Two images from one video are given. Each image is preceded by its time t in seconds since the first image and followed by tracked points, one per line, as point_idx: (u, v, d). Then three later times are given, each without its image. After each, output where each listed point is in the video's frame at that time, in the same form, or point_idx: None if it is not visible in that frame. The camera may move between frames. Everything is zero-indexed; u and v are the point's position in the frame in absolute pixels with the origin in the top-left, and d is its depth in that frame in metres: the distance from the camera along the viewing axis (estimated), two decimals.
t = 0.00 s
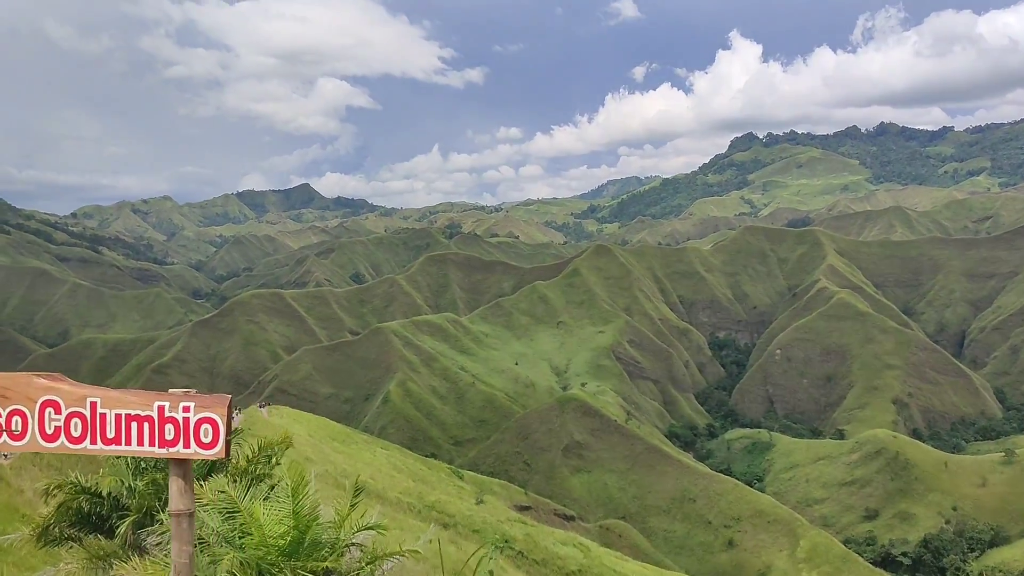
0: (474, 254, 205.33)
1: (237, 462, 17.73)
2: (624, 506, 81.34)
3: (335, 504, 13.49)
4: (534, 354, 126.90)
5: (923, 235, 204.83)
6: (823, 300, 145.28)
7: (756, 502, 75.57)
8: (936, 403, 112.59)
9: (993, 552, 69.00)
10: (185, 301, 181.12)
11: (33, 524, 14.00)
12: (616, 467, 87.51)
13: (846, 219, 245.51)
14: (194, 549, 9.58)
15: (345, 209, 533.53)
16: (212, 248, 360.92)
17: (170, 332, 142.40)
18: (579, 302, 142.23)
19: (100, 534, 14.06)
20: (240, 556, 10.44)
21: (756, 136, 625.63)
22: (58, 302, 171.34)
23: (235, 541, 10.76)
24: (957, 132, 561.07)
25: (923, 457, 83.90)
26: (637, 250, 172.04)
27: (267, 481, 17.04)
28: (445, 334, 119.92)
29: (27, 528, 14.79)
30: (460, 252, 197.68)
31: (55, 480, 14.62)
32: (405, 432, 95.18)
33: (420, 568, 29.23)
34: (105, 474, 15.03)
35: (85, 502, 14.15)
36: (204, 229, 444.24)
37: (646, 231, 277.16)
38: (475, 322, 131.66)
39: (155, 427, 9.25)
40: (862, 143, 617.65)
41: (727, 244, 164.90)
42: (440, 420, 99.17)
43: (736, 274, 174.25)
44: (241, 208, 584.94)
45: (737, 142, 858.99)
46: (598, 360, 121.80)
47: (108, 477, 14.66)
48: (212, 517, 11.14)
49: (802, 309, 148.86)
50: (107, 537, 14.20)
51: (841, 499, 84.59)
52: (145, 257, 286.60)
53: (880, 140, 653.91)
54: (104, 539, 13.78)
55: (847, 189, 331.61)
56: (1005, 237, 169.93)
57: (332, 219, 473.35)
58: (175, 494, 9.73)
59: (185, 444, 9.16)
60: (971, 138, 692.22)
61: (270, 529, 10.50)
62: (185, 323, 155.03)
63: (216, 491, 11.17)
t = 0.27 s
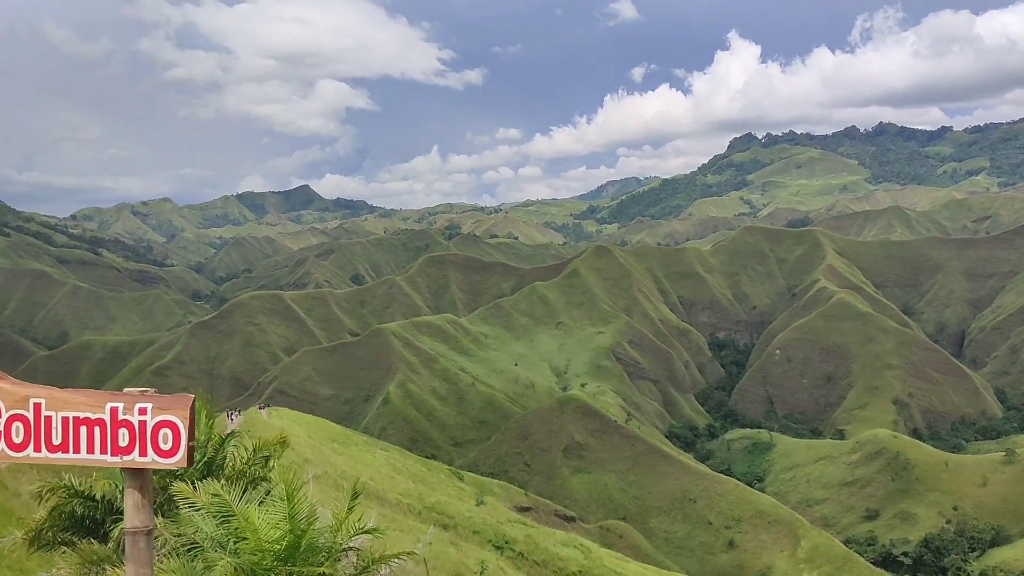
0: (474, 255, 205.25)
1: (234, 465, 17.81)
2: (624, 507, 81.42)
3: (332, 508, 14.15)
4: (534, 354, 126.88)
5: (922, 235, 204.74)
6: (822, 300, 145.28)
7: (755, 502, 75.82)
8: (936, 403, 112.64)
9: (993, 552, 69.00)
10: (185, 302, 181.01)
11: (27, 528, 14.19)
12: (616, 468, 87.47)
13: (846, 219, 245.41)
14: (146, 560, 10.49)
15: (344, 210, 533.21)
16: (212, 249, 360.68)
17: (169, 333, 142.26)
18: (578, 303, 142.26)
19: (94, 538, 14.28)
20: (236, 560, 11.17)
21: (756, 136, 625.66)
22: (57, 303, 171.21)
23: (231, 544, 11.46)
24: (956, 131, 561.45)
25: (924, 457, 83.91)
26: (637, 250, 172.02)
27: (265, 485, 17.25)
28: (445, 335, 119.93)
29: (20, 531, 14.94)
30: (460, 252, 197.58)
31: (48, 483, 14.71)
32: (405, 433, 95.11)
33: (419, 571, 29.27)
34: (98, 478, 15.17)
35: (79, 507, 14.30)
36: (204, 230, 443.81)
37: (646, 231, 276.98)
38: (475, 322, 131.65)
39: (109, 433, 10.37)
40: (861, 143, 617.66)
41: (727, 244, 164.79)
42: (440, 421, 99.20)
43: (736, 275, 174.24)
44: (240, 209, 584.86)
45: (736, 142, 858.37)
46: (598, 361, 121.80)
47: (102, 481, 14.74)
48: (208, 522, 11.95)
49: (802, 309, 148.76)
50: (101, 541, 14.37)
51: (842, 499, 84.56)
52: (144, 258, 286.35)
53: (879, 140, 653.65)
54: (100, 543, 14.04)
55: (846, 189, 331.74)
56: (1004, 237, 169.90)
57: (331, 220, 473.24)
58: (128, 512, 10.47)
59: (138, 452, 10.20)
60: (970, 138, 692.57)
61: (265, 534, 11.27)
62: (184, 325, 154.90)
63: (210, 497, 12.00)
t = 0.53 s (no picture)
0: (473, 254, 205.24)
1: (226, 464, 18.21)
2: (623, 505, 81.47)
3: (325, 512, 14.61)
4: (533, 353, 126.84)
5: (921, 233, 204.87)
6: (821, 298, 145.31)
7: (755, 500, 76.00)
8: (935, 401, 112.76)
9: (992, 549, 69.11)
10: (184, 302, 180.96)
11: (20, 529, 14.42)
12: (615, 467, 87.45)
13: (844, 217, 245.63)
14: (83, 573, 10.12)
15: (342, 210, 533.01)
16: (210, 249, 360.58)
17: (168, 333, 142.24)
18: (577, 301, 142.19)
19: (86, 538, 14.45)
20: (229, 563, 11.50)
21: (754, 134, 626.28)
22: (56, 303, 171.10)
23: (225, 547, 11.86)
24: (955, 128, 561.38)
25: (924, 455, 84.01)
26: (636, 249, 172.00)
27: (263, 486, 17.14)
28: (445, 334, 119.85)
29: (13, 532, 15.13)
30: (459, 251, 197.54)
31: (41, 485, 14.92)
32: (405, 432, 95.06)
33: (419, 569, 29.25)
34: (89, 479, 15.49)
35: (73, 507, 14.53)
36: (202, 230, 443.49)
37: (645, 230, 277.06)
38: (474, 321, 131.60)
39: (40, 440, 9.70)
40: (859, 141, 618.65)
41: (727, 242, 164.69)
42: (440, 420, 99.17)
43: (735, 273, 174.32)
44: (238, 208, 585.34)
45: (734, 141, 859.01)
46: (597, 359, 121.87)
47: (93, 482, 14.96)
48: (199, 524, 12.38)
49: (801, 308, 148.68)
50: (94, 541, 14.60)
51: (841, 498, 84.67)
52: (143, 258, 286.01)
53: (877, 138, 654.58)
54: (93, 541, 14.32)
55: (845, 187, 331.71)
56: (1003, 234, 170.13)
57: (330, 220, 473.36)
58: (62, 527, 10.04)
59: (74, 458, 9.66)
60: (968, 136, 693.28)
61: (259, 535, 11.66)
62: (184, 324, 154.86)
63: (203, 499, 12.51)
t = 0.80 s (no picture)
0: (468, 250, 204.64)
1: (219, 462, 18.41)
2: (618, 502, 81.42)
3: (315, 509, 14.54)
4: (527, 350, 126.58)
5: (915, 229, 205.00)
6: (816, 295, 145.44)
7: (749, 496, 76.21)
8: (929, 397, 112.95)
9: (986, 545, 69.22)
10: (177, 299, 180.25)
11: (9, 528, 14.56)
12: (610, 463, 87.39)
13: (839, 214, 245.85)
14: None
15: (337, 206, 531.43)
16: (204, 246, 359.54)
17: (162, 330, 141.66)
18: (572, 298, 142.05)
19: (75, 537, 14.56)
20: (214, 563, 11.36)
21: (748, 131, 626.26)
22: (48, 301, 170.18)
23: (211, 547, 11.74)
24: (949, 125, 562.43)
25: (918, 451, 84.23)
26: (630, 246, 171.88)
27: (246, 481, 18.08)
28: (439, 330, 119.50)
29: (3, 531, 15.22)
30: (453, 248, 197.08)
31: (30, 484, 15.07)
32: (399, 429, 94.82)
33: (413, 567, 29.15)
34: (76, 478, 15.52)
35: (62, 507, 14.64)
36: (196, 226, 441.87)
37: (640, 226, 276.95)
38: (469, 318, 131.24)
39: None
40: (853, 137, 619.03)
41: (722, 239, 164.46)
42: (434, 417, 98.95)
43: (729, 270, 174.32)
44: (232, 205, 583.16)
45: (729, 137, 858.93)
46: (592, 355, 121.74)
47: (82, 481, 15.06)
48: (185, 523, 12.25)
49: (795, 304, 148.91)
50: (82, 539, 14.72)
51: (835, 494, 84.89)
52: (136, 255, 284.85)
53: (871, 134, 655.24)
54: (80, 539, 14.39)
55: (839, 184, 332.12)
56: (997, 231, 170.22)
57: (325, 216, 472.05)
58: None
59: None
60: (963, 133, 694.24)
61: (246, 535, 11.47)
62: (177, 322, 154.23)
63: (188, 499, 12.42)
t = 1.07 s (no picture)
0: (457, 248, 204.49)
1: (201, 459, 18.46)
2: (606, 499, 81.45)
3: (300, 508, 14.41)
4: (516, 347, 126.43)
5: (901, 227, 206.31)
6: (803, 292, 145.93)
7: (736, 493, 76.60)
8: (915, 394, 113.61)
9: (971, 541, 69.68)
10: (164, 296, 178.86)
11: None
12: (598, 460, 87.46)
13: (825, 212, 247.33)
14: None
15: (325, 203, 530.26)
16: (190, 242, 357.08)
17: (148, 326, 140.70)
18: (560, 295, 142.02)
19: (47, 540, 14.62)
20: (196, 562, 11.17)
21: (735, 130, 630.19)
22: (33, 298, 168.72)
23: (190, 547, 11.58)
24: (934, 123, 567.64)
25: (905, 447, 84.87)
26: (619, 243, 172.20)
27: (228, 479, 18.24)
28: (428, 328, 119.07)
29: None
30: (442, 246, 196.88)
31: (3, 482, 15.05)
32: (387, 426, 94.47)
33: (403, 565, 28.92)
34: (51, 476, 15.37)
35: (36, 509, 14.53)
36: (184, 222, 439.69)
37: (629, 224, 277.69)
38: (458, 315, 130.92)
39: None
40: (839, 135, 623.82)
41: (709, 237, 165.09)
42: (423, 414, 98.74)
43: (717, 267, 174.91)
44: (220, 202, 579.50)
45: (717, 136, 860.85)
46: (580, 353, 121.72)
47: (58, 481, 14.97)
48: (165, 522, 12.18)
49: (782, 302, 149.58)
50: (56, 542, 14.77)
51: (822, 490, 85.41)
52: (123, 251, 282.98)
53: (858, 133, 660.31)
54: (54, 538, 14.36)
55: (826, 182, 334.40)
56: (983, 229, 171.24)
57: (312, 213, 473.16)
58: None
59: None
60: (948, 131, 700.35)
61: (227, 535, 11.34)
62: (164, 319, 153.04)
63: (170, 497, 12.31)
